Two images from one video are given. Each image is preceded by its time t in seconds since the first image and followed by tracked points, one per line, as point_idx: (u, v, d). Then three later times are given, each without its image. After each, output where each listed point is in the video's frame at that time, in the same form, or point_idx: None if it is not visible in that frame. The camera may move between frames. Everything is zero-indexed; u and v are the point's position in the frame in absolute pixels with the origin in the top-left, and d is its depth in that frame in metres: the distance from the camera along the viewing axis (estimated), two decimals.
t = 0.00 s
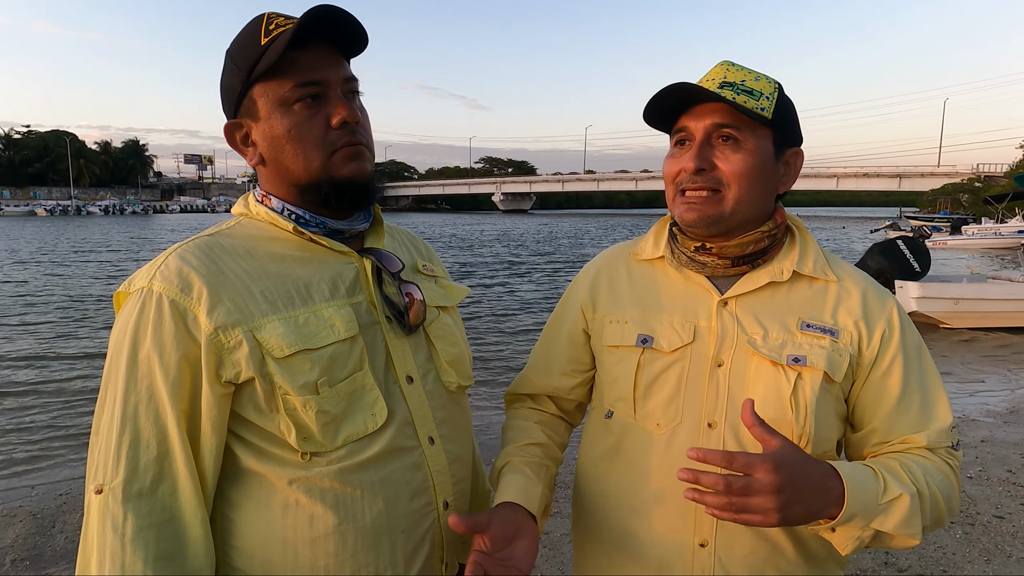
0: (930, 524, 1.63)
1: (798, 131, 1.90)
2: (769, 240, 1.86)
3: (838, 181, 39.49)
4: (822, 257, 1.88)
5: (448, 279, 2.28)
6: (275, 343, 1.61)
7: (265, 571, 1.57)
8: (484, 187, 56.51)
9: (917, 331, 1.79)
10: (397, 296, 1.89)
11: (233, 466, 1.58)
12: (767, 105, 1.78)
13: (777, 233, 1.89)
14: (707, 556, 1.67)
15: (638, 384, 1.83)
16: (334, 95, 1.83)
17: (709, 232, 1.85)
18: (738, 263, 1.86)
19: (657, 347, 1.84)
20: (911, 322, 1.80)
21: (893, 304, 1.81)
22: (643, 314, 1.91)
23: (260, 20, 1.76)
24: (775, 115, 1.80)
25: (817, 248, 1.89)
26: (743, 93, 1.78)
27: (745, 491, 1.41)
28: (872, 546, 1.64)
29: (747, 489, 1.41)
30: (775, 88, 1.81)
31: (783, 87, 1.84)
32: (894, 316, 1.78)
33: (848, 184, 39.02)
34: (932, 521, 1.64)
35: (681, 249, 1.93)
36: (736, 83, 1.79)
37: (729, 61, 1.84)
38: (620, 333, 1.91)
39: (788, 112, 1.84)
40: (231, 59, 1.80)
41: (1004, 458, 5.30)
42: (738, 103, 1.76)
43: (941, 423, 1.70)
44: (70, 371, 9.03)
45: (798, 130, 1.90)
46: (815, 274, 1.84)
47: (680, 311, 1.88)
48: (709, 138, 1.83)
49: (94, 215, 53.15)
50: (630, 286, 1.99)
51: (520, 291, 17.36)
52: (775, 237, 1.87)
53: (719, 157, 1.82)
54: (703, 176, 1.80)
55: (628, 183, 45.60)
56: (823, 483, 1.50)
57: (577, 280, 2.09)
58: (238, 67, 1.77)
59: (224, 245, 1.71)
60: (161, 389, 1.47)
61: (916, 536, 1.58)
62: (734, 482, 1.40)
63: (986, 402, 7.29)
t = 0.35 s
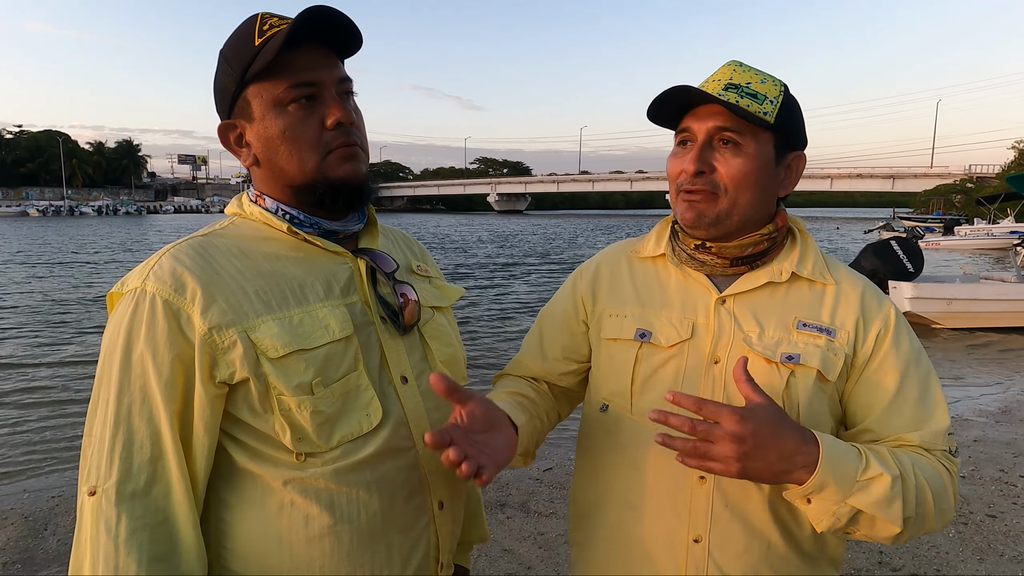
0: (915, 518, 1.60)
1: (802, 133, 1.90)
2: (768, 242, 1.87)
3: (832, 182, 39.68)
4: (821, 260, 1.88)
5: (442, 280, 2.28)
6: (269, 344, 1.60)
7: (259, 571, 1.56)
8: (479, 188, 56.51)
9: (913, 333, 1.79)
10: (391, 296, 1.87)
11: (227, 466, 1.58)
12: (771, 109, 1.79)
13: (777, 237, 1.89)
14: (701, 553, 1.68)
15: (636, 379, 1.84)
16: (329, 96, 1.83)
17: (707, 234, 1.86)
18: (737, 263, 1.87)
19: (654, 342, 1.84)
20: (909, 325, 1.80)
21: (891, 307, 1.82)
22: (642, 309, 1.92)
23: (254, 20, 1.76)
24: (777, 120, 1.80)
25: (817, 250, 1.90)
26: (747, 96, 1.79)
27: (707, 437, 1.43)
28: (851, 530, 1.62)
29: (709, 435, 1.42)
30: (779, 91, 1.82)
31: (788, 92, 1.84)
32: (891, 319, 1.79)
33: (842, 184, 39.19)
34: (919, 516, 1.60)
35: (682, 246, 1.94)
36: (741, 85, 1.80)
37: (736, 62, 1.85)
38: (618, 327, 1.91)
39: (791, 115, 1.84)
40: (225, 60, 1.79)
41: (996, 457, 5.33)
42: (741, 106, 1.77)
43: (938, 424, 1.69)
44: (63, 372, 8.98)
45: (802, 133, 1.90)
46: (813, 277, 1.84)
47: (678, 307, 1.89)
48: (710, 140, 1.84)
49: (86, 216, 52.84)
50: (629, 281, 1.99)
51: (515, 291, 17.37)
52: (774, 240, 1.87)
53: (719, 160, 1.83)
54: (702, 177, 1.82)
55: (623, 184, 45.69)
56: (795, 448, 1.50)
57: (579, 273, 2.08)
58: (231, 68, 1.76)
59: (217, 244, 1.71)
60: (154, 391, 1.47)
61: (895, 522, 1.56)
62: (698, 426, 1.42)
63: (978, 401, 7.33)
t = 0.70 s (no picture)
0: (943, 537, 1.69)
1: (790, 145, 1.85)
2: (763, 258, 1.87)
3: (834, 183, 39.65)
4: (824, 265, 1.89)
5: (443, 279, 2.28)
6: (270, 342, 1.61)
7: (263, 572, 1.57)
8: (480, 190, 56.50)
9: (917, 337, 1.81)
10: (392, 296, 1.88)
11: (229, 466, 1.58)
12: (747, 136, 1.75)
13: (773, 250, 1.89)
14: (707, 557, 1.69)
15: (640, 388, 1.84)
16: (330, 100, 1.84)
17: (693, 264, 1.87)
18: (732, 277, 1.88)
19: (658, 352, 1.84)
20: (911, 327, 1.82)
21: (893, 311, 1.83)
22: (643, 319, 1.92)
23: (255, 24, 1.77)
24: (754, 148, 1.76)
25: (819, 253, 1.90)
26: (720, 124, 1.76)
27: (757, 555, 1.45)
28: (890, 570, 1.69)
29: (761, 556, 1.45)
30: (757, 112, 1.77)
31: (768, 108, 1.79)
32: (894, 324, 1.80)
33: (844, 186, 39.16)
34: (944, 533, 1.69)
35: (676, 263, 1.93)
36: (713, 112, 1.77)
37: (713, 82, 1.83)
38: (620, 337, 1.91)
39: (773, 134, 1.79)
40: (227, 63, 1.79)
41: (999, 460, 5.32)
42: (711, 140, 1.74)
43: (945, 431, 1.74)
44: (65, 374, 9.00)
45: (790, 145, 1.84)
46: (816, 283, 1.85)
47: (681, 316, 1.89)
48: (686, 174, 1.81)
49: (88, 217, 52.93)
50: (630, 290, 1.99)
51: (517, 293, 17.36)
52: (769, 254, 1.88)
53: (695, 194, 1.81)
54: (680, 216, 1.80)
55: (625, 185, 45.71)
56: (837, 532, 1.52)
57: (580, 284, 2.09)
58: (233, 72, 1.77)
59: (219, 244, 1.72)
60: (157, 388, 1.48)
61: (930, 558, 1.63)
62: (749, 550, 1.46)
63: (981, 404, 7.32)
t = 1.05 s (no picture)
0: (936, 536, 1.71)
1: (787, 139, 1.89)
2: (760, 256, 1.87)
3: (832, 187, 39.75)
4: (817, 265, 1.89)
5: (440, 282, 2.29)
6: (266, 346, 1.61)
7: None
8: (479, 193, 56.56)
9: (909, 338, 1.83)
10: (388, 300, 1.89)
11: (224, 469, 1.59)
12: (749, 125, 1.78)
13: (768, 248, 1.90)
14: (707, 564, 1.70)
15: (637, 395, 1.84)
16: (326, 105, 1.84)
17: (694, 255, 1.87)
18: (729, 278, 1.88)
19: (654, 361, 1.85)
20: (903, 329, 1.84)
21: (885, 313, 1.84)
22: (639, 327, 1.92)
23: (252, 29, 1.78)
24: (757, 135, 1.79)
25: (812, 254, 1.91)
26: (723, 113, 1.78)
27: (771, 561, 1.42)
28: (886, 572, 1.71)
29: (772, 561, 1.42)
30: (757, 103, 1.80)
31: (767, 100, 1.83)
32: (888, 326, 1.81)
33: (842, 190, 39.25)
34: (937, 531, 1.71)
35: (673, 264, 1.94)
36: (715, 101, 1.80)
37: (711, 77, 1.85)
38: (617, 347, 1.92)
39: (771, 127, 1.82)
40: (225, 69, 1.81)
41: (997, 463, 5.33)
42: (715, 126, 1.76)
43: (936, 430, 1.76)
44: (64, 378, 8.99)
45: (787, 139, 1.89)
46: (810, 283, 1.86)
47: (677, 324, 1.90)
48: (689, 162, 1.83)
49: (86, 221, 52.87)
50: (624, 298, 2.00)
51: (516, 297, 17.38)
52: (764, 253, 1.88)
53: (698, 181, 1.83)
54: (681, 203, 1.81)
55: (623, 189, 45.79)
56: (843, 537, 1.52)
57: (572, 293, 2.10)
58: (230, 77, 1.78)
59: (216, 249, 1.72)
60: (152, 392, 1.48)
61: (927, 558, 1.64)
62: (761, 555, 1.42)
63: (978, 407, 7.33)
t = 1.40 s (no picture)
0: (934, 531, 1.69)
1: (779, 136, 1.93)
2: (758, 249, 1.89)
3: (830, 187, 39.79)
4: (810, 260, 1.89)
5: (438, 283, 2.28)
6: (261, 348, 1.61)
7: None
8: (477, 193, 56.54)
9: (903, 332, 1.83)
10: (384, 301, 1.88)
11: (219, 471, 1.58)
12: (756, 114, 1.82)
13: (765, 241, 1.91)
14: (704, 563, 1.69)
15: (634, 390, 1.83)
16: (329, 108, 1.84)
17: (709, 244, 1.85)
18: (729, 270, 1.88)
19: (651, 356, 1.84)
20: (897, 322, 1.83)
21: (879, 308, 1.84)
22: (635, 323, 1.91)
23: (259, 27, 1.77)
24: (763, 125, 1.83)
25: (804, 251, 1.91)
26: (734, 103, 1.79)
27: (763, 546, 1.41)
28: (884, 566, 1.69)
29: (767, 546, 1.41)
30: (757, 98, 1.84)
31: (762, 98, 1.87)
32: (881, 320, 1.81)
33: (840, 190, 39.31)
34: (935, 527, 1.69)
35: (671, 260, 1.94)
36: (724, 93, 1.80)
37: (710, 71, 1.85)
38: (613, 342, 1.91)
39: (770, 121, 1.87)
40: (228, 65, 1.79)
41: (994, 462, 5.34)
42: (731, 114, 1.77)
43: (931, 424, 1.75)
44: (61, 377, 8.97)
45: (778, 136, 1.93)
46: (804, 279, 1.86)
47: (673, 319, 1.89)
48: (705, 150, 1.83)
49: (84, 220, 52.81)
50: (620, 293, 1.99)
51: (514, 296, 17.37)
52: (763, 245, 1.89)
53: (718, 169, 1.82)
54: (703, 189, 1.79)
55: (621, 189, 45.80)
56: (837, 523, 1.52)
57: (568, 288, 2.08)
58: (234, 74, 1.77)
59: (212, 249, 1.71)
60: (148, 394, 1.47)
61: (925, 551, 1.63)
62: (755, 540, 1.41)
63: (976, 406, 7.34)
